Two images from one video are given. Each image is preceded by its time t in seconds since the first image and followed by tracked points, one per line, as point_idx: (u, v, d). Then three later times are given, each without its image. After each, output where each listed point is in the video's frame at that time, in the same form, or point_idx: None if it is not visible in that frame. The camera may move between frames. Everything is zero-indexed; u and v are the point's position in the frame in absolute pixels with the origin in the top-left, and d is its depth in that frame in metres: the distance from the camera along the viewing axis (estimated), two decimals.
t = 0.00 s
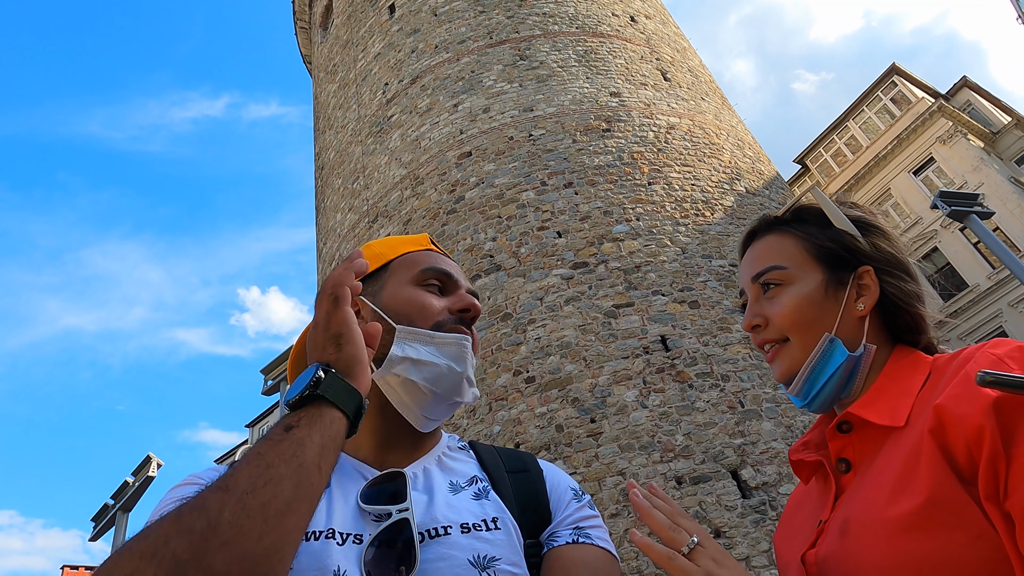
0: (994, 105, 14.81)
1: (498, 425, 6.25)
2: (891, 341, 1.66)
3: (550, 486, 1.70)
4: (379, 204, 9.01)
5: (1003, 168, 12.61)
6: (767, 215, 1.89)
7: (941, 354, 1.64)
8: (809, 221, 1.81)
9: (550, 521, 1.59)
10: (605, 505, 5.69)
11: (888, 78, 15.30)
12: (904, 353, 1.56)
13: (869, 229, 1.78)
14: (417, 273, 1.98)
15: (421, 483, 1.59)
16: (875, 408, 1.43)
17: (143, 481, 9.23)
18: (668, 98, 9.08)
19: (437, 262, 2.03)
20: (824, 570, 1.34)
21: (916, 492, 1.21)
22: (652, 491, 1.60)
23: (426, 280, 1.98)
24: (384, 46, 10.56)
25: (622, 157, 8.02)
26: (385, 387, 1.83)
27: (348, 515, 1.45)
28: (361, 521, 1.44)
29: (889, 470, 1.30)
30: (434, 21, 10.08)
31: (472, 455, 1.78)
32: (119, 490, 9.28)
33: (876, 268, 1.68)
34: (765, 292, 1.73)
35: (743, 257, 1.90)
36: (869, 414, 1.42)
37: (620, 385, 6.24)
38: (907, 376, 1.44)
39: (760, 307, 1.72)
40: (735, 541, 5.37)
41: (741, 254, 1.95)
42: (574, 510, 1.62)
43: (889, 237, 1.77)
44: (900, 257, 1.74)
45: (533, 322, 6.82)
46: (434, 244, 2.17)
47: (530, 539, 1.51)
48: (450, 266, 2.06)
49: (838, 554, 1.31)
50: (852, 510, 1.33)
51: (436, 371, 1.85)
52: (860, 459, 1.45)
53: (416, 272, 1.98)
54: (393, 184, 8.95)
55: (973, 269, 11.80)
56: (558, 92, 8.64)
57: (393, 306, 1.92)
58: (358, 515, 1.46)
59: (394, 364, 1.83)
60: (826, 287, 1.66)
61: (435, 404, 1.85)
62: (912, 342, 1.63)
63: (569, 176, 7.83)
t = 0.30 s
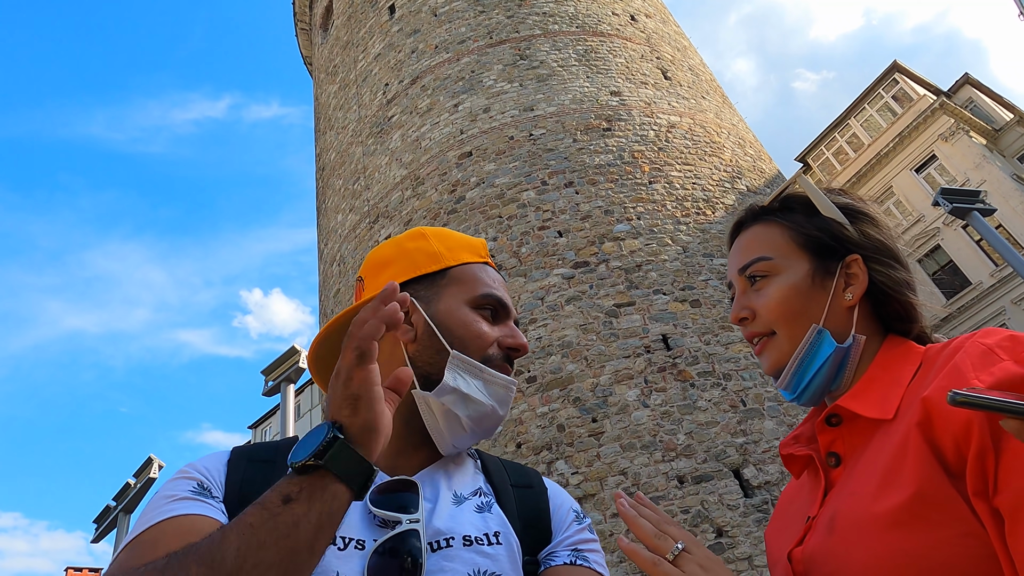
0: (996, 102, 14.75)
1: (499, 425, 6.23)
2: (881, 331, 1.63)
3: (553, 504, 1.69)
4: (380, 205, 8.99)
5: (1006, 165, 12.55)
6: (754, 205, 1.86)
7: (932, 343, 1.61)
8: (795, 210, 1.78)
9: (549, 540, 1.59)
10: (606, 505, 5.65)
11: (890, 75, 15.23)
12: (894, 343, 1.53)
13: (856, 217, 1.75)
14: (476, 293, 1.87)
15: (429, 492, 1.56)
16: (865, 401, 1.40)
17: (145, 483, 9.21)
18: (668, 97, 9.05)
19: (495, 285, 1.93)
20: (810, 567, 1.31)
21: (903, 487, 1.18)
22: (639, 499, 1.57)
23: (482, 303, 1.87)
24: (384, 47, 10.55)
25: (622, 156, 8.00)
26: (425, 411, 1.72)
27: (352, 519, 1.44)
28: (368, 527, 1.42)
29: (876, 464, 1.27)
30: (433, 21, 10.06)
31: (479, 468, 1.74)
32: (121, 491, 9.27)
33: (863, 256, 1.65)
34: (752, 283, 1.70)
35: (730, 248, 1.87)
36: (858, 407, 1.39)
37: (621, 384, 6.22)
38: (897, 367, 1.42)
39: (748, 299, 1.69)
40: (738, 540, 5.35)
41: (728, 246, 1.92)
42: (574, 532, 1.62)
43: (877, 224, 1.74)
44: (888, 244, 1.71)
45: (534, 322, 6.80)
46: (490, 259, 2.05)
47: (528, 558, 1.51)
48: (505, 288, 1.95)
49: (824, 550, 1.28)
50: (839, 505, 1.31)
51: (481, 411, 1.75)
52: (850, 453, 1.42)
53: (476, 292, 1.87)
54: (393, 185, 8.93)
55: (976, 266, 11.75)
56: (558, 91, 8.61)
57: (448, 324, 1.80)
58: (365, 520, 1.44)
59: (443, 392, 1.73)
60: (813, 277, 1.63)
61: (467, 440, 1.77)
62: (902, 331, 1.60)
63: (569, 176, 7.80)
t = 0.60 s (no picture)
0: (998, 102, 14.73)
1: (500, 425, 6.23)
2: (865, 324, 1.63)
3: (544, 504, 1.70)
4: (381, 206, 9.00)
5: (1008, 166, 12.53)
6: (737, 198, 1.87)
7: (917, 334, 1.62)
8: (778, 202, 1.78)
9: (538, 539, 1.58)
10: (607, 506, 5.63)
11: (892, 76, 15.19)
12: (878, 335, 1.53)
13: (838, 208, 1.75)
14: (473, 291, 1.87)
15: (418, 487, 1.56)
16: (847, 392, 1.40)
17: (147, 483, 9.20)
18: (670, 98, 9.05)
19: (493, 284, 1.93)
20: (793, 560, 1.32)
21: (884, 479, 1.18)
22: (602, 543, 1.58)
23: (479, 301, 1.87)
24: (385, 48, 10.56)
25: (624, 157, 8.00)
26: (423, 400, 1.73)
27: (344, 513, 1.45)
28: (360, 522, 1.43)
29: (858, 456, 1.28)
30: (435, 23, 10.08)
31: (471, 464, 1.74)
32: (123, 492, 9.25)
33: (846, 248, 1.65)
34: (737, 278, 1.71)
35: (714, 242, 1.87)
36: (842, 399, 1.39)
37: (622, 385, 6.21)
38: (880, 359, 1.42)
39: (733, 294, 1.70)
40: (739, 541, 5.34)
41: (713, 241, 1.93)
42: (561, 532, 1.63)
43: (860, 216, 1.74)
44: (871, 234, 1.71)
45: (535, 323, 6.81)
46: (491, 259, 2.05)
47: (516, 555, 1.51)
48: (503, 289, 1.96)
49: (806, 544, 1.29)
50: (822, 498, 1.31)
51: (478, 402, 1.75)
52: (834, 445, 1.42)
53: (473, 290, 1.87)
54: (394, 186, 8.94)
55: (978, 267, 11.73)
56: (559, 93, 8.61)
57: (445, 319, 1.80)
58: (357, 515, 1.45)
59: (441, 382, 1.72)
60: (796, 269, 1.63)
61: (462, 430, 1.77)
62: (886, 322, 1.60)
63: (571, 177, 7.80)
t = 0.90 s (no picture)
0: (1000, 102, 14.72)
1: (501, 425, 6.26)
2: (856, 307, 1.66)
3: (528, 476, 1.72)
4: (383, 205, 9.03)
5: (1010, 166, 12.53)
6: (724, 191, 1.90)
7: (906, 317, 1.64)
8: (765, 192, 1.82)
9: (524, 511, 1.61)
10: (608, 505, 5.65)
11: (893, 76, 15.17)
12: (869, 318, 1.56)
13: (826, 194, 1.78)
14: (446, 275, 1.91)
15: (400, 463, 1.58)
16: (838, 374, 1.43)
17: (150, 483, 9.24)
18: (671, 97, 9.07)
19: (469, 271, 1.95)
20: (787, 540, 1.34)
21: (876, 459, 1.21)
22: None
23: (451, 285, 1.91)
24: (387, 47, 10.58)
25: (625, 156, 8.02)
26: (376, 368, 1.80)
27: (326, 490, 1.45)
28: (342, 498, 1.44)
29: (851, 437, 1.30)
30: (437, 22, 10.09)
31: (455, 441, 1.77)
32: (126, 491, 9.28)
33: (835, 233, 1.67)
34: (730, 268, 1.73)
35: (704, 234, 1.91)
36: (832, 381, 1.42)
37: (623, 384, 6.24)
38: (870, 342, 1.45)
39: (726, 284, 1.72)
40: (739, 540, 5.37)
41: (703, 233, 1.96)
42: (548, 502, 1.65)
43: (847, 201, 1.76)
44: (859, 217, 1.73)
45: (536, 322, 6.83)
46: (480, 256, 2.07)
47: (503, 528, 1.55)
48: (483, 281, 1.98)
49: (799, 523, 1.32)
50: (815, 478, 1.34)
51: (425, 371, 1.77)
52: (826, 427, 1.44)
53: (447, 274, 1.91)
54: (396, 185, 8.96)
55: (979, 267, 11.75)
56: (561, 92, 8.63)
57: (411, 297, 1.88)
58: (340, 492, 1.46)
59: (390, 352, 1.79)
60: (787, 256, 1.65)
61: (416, 401, 1.80)
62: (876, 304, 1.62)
63: (572, 176, 7.82)
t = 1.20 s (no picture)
0: (1006, 100, 14.64)
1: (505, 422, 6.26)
2: (880, 304, 1.65)
3: (545, 467, 1.71)
4: (387, 202, 9.03)
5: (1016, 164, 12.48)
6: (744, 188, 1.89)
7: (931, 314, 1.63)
8: (787, 189, 1.81)
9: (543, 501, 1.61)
10: (612, 502, 5.66)
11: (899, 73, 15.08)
12: (895, 316, 1.55)
13: (847, 191, 1.77)
14: (455, 269, 1.88)
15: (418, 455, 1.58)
16: (869, 371, 1.43)
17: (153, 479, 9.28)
18: (676, 94, 9.05)
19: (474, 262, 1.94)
20: (825, 540, 1.34)
21: (918, 457, 1.21)
22: None
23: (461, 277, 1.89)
24: (391, 44, 10.57)
25: (629, 154, 8.01)
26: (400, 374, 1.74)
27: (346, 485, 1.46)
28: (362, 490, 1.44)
29: (888, 435, 1.30)
30: (441, 19, 10.08)
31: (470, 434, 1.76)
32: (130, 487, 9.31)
33: (858, 230, 1.67)
34: (751, 266, 1.72)
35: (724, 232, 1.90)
36: (863, 379, 1.42)
37: (628, 381, 6.24)
38: (899, 339, 1.45)
39: (749, 282, 1.71)
40: (744, 537, 5.35)
41: (723, 231, 1.95)
42: (567, 492, 1.65)
43: (870, 198, 1.76)
44: (881, 215, 1.73)
45: (541, 319, 6.82)
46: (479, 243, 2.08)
47: (523, 517, 1.54)
48: (489, 271, 1.98)
49: (838, 522, 1.31)
50: (852, 477, 1.34)
51: (451, 371, 1.73)
52: (858, 425, 1.44)
53: (455, 267, 1.89)
54: (400, 182, 8.97)
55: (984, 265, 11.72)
56: (565, 89, 8.62)
57: (425, 295, 1.83)
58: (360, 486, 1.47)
59: (413, 355, 1.73)
60: (810, 254, 1.65)
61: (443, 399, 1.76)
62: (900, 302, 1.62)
63: (576, 173, 7.81)
